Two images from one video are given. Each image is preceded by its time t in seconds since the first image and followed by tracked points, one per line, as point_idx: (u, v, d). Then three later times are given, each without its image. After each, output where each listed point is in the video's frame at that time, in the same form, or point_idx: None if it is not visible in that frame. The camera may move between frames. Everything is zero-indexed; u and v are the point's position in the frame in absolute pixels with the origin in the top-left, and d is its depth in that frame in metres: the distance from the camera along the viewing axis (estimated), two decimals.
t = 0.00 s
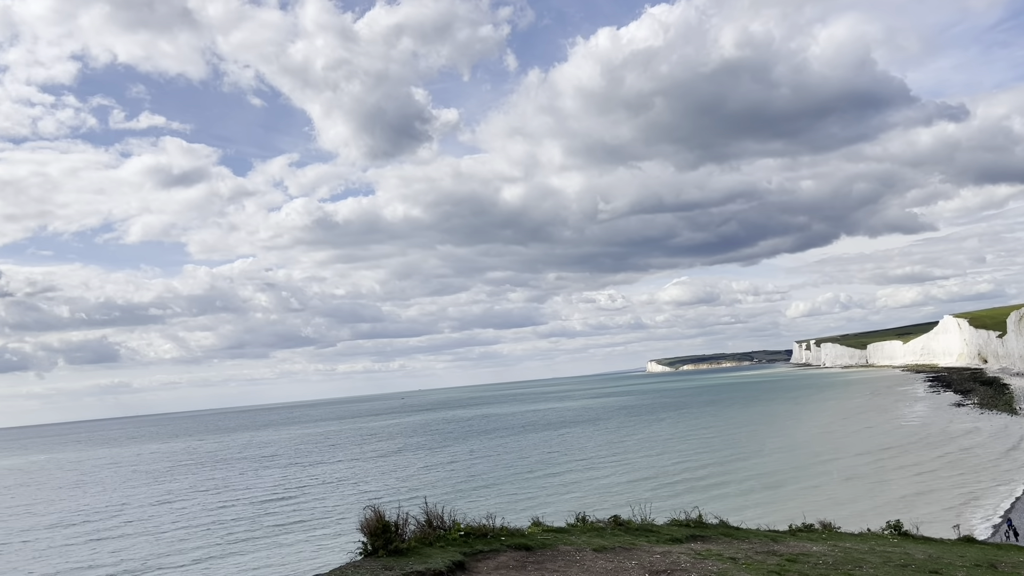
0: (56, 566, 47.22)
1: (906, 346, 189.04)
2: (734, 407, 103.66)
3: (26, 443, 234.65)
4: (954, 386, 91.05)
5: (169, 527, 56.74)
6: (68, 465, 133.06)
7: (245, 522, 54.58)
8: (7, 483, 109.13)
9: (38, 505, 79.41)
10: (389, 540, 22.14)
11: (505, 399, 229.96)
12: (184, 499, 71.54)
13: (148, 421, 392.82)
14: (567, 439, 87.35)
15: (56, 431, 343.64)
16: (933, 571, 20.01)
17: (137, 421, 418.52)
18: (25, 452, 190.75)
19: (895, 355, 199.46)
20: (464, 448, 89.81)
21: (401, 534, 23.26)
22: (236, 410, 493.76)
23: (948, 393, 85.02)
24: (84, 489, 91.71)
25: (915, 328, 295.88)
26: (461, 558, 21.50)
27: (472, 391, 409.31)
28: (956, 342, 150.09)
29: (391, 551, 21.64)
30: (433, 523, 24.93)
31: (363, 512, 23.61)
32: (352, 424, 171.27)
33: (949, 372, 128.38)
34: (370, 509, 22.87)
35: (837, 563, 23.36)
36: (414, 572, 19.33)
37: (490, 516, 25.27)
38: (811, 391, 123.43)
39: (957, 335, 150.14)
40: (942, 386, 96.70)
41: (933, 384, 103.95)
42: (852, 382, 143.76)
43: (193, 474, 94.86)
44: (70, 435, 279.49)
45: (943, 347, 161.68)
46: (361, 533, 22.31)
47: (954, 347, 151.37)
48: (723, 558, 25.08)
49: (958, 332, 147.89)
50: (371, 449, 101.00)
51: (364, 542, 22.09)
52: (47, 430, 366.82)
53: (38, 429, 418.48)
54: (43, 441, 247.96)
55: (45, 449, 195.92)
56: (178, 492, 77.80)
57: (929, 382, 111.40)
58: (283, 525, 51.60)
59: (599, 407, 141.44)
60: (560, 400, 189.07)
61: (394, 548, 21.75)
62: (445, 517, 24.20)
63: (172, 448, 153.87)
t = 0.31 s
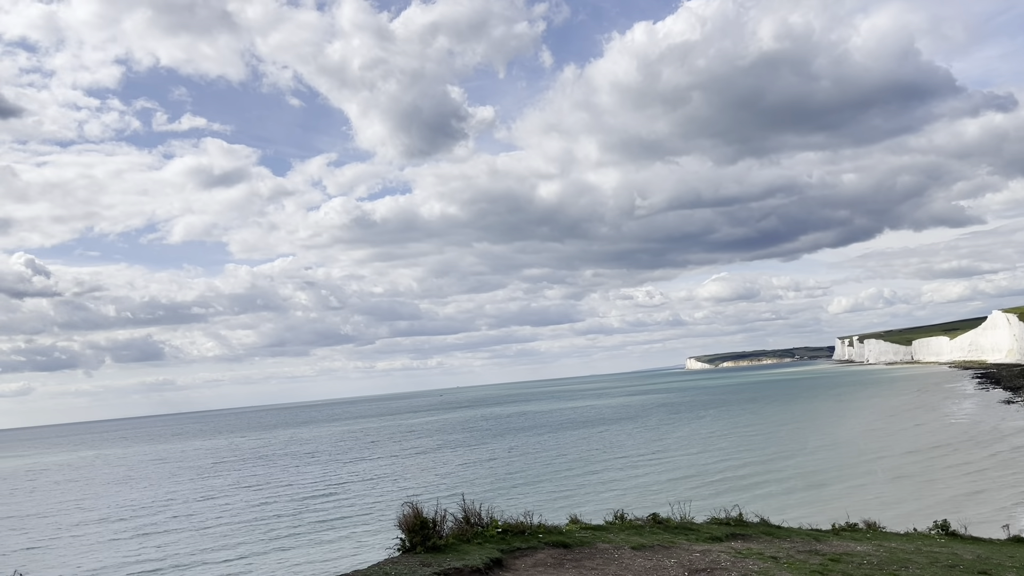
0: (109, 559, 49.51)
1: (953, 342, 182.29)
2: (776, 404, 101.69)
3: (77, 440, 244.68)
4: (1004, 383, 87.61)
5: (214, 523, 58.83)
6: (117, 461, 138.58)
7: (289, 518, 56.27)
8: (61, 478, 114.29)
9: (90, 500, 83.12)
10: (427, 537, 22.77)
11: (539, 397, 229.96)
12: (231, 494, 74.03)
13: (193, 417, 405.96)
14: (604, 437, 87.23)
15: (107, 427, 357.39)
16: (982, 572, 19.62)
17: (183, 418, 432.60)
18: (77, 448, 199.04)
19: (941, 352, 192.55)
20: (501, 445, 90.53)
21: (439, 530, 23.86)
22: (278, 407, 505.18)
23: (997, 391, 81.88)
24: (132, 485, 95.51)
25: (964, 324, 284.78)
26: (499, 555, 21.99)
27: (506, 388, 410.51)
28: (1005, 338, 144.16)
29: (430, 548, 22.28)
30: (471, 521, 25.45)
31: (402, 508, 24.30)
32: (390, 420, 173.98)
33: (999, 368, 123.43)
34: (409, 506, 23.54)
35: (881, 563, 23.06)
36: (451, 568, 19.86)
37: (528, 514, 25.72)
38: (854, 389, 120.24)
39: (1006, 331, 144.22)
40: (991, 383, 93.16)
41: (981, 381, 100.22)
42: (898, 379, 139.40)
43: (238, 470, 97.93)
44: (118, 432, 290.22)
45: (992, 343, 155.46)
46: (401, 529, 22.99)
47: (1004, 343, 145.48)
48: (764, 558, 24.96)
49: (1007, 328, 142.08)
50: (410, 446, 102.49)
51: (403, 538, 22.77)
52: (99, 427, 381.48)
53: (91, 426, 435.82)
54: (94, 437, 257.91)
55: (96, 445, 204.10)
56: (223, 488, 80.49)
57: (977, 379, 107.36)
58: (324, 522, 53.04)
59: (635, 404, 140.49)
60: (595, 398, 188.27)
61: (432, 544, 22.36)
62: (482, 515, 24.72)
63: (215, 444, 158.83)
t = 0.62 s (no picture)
0: (152, 554, 51.46)
1: (996, 340, 176.15)
2: (814, 403, 99.63)
3: (119, 437, 252.81)
4: None
5: (253, 519, 60.58)
6: (158, 458, 142.93)
7: (324, 515, 57.60)
8: (105, 474, 118.60)
9: (133, 496, 86.20)
10: (458, 535, 23.32)
11: (568, 396, 229.54)
12: (269, 491, 76.01)
13: (231, 414, 416.65)
14: (637, 436, 86.79)
15: (148, 425, 368.28)
16: None
17: (223, 414, 444.30)
18: (118, 445, 205.87)
19: (983, 349, 186.26)
20: (533, 443, 90.93)
21: (470, 528, 24.40)
22: (313, 405, 513.63)
23: None
24: (174, 481, 98.69)
25: (1009, 320, 274.83)
26: (530, 554, 22.40)
27: (536, 386, 410.90)
28: None
29: (459, 546, 22.78)
30: (501, 520, 25.91)
31: (433, 506, 24.91)
32: (421, 418, 175.95)
33: None
34: (439, 504, 24.12)
35: (918, 565, 22.76)
36: (482, 566, 20.37)
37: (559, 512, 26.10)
38: (895, 386, 117.06)
39: None
40: None
41: None
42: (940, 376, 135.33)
43: (275, 467, 100.40)
44: (158, 429, 298.81)
45: None
46: (431, 527, 23.59)
47: None
48: (799, 558, 24.80)
49: None
50: (442, 444, 103.67)
51: (434, 535, 23.37)
52: (141, 425, 393.43)
53: (133, 423, 449.55)
54: (134, 435, 265.98)
55: (137, 442, 210.84)
56: (260, 485, 82.72)
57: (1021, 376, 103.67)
58: (359, 519, 54.20)
59: (667, 403, 139.25)
60: (626, 396, 187.15)
61: (462, 543, 22.86)
62: (513, 514, 25.15)
63: (251, 442, 162.74)
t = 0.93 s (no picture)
0: (190, 550, 53.03)
1: None
2: (847, 401, 97.60)
3: (154, 435, 259.96)
4: None
5: (286, 516, 62.00)
6: (192, 455, 146.60)
7: (356, 512, 58.69)
8: (143, 470, 122.37)
9: (170, 493, 88.65)
10: (485, 533, 23.83)
11: (595, 394, 228.74)
12: (302, 488, 77.60)
13: (263, 412, 425.13)
14: (666, 435, 86.31)
15: (184, 422, 377.81)
16: None
17: (255, 411, 454.01)
18: (153, 442, 211.59)
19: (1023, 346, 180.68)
20: (560, 442, 91.12)
21: (498, 526, 24.87)
22: (342, 402, 521.56)
23: None
24: (209, 477, 101.31)
25: None
26: (557, 553, 22.77)
27: (562, 384, 410.67)
28: None
29: (487, 544, 23.27)
30: (529, 519, 26.28)
31: (461, 504, 25.47)
32: (448, 416, 177.51)
33: None
34: (467, 502, 24.66)
35: (954, 566, 22.53)
36: (509, 565, 20.79)
37: (587, 511, 26.37)
38: (932, 385, 114.19)
39: None
40: None
41: None
42: (980, 375, 131.62)
43: (307, 464, 102.36)
44: (191, 426, 306.34)
45: None
46: (459, 525, 24.10)
47: None
48: (831, 559, 24.71)
49: None
50: (471, 442, 104.62)
51: (462, 534, 23.88)
52: (176, 422, 404.00)
53: (170, 420, 461.50)
54: (169, 432, 273.39)
55: (171, 439, 216.40)
56: (293, 482, 84.63)
57: None
58: (390, 517, 55.09)
59: (697, 401, 137.95)
60: (653, 395, 185.78)
61: (489, 541, 23.35)
62: (541, 513, 25.53)
63: (282, 439, 166.08)
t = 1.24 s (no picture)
0: (221, 546, 54.37)
1: None
2: (878, 400, 95.76)
3: (184, 432, 265.69)
4: None
5: (314, 513, 63.16)
6: (222, 452, 149.52)
7: (384, 510, 59.61)
8: (174, 467, 125.26)
9: (203, 489, 90.80)
10: (509, 531, 24.25)
11: (618, 393, 227.49)
12: (331, 485, 79.02)
13: (290, 409, 431.79)
14: (692, 433, 85.83)
15: (213, 419, 385.20)
16: None
17: (282, 408, 461.56)
18: (183, 438, 216.22)
19: None
20: (585, 440, 91.22)
21: (522, 524, 25.27)
22: (367, 400, 527.42)
23: None
24: (240, 474, 103.49)
25: None
26: (581, 551, 23.10)
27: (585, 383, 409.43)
28: None
29: (511, 542, 23.70)
30: (554, 517, 26.63)
31: (485, 502, 25.91)
32: (472, 414, 178.21)
33: None
34: (491, 500, 25.10)
35: (986, 567, 22.33)
36: (533, 562, 21.21)
37: (611, 510, 26.63)
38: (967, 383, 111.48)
39: None
40: None
41: None
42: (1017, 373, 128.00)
43: (335, 461, 104.08)
44: (220, 423, 312.49)
45: None
46: (483, 523, 24.55)
47: None
48: (860, 559, 24.61)
49: None
50: (496, 440, 105.21)
51: (487, 531, 24.34)
52: (206, 419, 412.72)
53: (200, 417, 471.59)
54: (197, 429, 279.28)
55: (200, 436, 220.85)
56: (321, 479, 86.15)
57: None
58: (417, 514, 55.85)
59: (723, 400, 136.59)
60: (678, 394, 184.22)
61: (513, 539, 23.77)
62: (566, 511, 25.86)
63: (309, 437, 168.68)
